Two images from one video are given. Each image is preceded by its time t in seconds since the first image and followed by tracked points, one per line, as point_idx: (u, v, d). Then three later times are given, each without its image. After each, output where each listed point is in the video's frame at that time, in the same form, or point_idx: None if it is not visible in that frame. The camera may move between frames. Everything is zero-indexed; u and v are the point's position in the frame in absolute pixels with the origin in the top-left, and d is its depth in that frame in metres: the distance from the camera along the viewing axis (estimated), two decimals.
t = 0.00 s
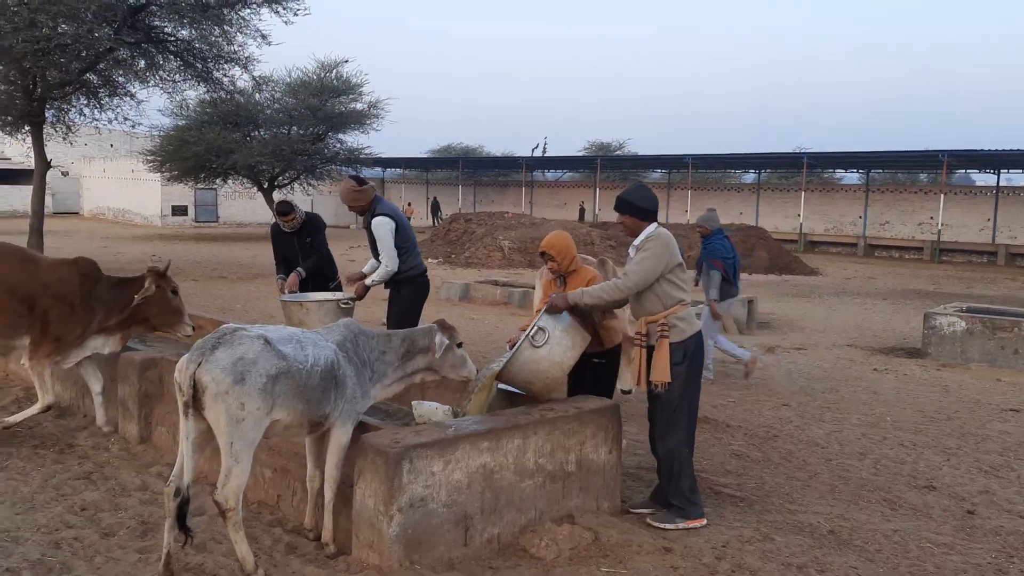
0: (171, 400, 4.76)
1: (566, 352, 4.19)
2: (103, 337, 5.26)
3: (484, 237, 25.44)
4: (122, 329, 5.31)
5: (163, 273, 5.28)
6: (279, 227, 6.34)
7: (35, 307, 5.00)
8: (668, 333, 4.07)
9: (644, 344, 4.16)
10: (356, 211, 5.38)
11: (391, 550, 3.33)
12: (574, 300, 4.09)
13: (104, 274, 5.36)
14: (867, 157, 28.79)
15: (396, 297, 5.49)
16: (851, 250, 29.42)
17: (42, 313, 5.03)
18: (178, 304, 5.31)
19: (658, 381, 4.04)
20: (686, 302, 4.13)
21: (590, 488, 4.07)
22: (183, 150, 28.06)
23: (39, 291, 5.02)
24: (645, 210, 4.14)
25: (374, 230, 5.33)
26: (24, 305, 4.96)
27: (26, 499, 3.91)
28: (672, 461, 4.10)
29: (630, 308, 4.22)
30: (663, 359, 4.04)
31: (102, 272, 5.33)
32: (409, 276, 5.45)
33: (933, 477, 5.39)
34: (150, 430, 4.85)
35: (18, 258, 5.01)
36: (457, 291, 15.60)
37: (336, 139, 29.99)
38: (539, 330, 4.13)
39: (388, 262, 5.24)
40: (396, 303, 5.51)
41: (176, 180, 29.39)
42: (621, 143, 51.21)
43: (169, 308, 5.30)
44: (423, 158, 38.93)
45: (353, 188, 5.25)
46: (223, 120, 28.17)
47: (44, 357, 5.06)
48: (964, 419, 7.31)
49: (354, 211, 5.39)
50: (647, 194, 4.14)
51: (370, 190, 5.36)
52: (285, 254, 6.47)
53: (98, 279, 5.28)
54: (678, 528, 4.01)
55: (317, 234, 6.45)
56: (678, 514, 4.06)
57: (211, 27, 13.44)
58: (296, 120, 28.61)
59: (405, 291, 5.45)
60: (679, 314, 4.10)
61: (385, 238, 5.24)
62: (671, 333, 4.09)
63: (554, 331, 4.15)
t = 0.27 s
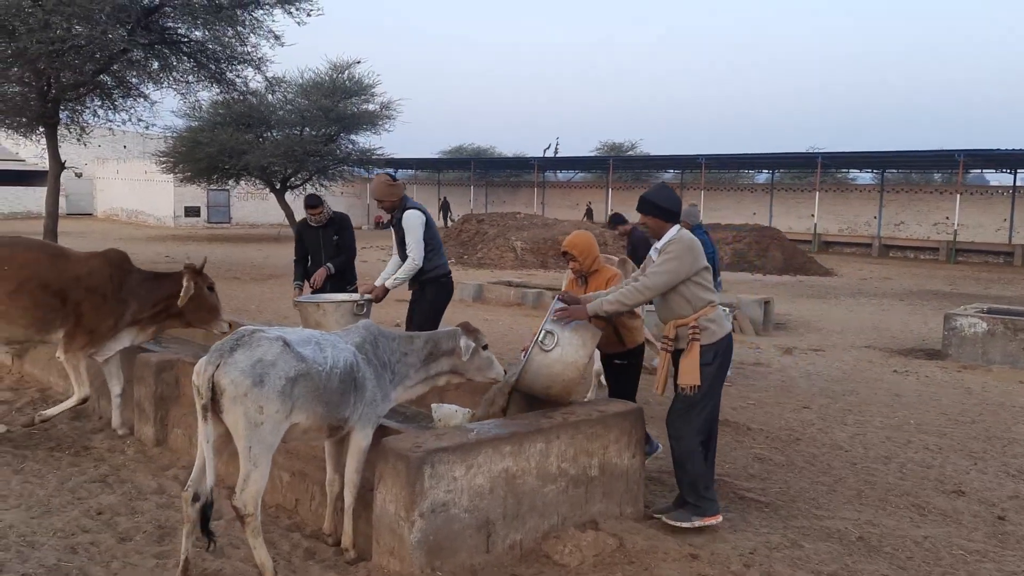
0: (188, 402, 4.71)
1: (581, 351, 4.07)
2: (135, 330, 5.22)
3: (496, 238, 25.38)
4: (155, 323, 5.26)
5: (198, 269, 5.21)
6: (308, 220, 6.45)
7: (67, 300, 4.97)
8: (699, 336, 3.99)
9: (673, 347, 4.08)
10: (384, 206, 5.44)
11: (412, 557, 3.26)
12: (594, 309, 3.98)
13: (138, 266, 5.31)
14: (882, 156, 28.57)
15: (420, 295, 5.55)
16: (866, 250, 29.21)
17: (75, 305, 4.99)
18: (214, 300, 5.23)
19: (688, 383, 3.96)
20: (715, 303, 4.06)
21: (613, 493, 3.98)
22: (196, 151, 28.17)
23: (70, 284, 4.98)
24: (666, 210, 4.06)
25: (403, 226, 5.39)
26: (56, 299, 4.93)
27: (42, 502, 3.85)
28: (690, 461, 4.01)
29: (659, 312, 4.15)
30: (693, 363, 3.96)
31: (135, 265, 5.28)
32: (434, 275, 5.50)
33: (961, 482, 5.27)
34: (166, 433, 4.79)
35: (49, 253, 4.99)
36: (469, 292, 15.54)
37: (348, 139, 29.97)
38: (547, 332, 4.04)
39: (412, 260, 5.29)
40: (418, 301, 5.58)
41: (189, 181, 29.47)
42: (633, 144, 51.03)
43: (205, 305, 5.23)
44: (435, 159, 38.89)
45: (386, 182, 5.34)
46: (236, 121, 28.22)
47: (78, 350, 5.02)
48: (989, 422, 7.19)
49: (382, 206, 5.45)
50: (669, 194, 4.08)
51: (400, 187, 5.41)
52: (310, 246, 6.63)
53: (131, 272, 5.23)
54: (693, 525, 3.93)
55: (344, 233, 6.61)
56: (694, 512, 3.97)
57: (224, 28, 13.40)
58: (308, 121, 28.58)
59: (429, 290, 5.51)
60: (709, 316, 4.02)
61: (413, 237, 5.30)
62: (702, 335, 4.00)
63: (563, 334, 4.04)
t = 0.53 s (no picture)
0: (196, 406, 4.60)
1: (582, 352, 3.94)
2: (163, 326, 5.19)
3: (504, 237, 25.23)
4: (185, 316, 5.25)
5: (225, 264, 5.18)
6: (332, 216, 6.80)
7: (93, 301, 4.86)
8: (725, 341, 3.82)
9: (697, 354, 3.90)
10: (408, 201, 5.71)
11: (428, 570, 3.13)
12: (625, 333, 3.82)
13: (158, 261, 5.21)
14: (893, 154, 28.28)
15: (436, 292, 5.83)
16: (877, 249, 28.93)
17: (100, 305, 4.89)
18: (247, 293, 5.23)
19: (711, 391, 3.79)
20: (739, 305, 3.89)
21: (632, 501, 3.85)
22: (204, 150, 28.11)
23: (93, 285, 4.87)
24: (681, 211, 3.83)
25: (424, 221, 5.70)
26: (81, 299, 4.81)
27: (47, 510, 3.75)
28: (698, 462, 3.77)
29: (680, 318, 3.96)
30: (716, 369, 3.79)
31: (156, 261, 5.20)
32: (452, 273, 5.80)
33: (989, 488, 5.13)
34: (174, 437, 4.69)
35: (69, 255, 4.86)
36: (479, 292, 15.41)
37: (356, 138, 29.85)
38: (545, 341, 3.92)
39: (432, 253, 5.57)
40: (434, 297, 5.87)
41: (197, 180, 29.43)
42: (642, 143, 50.81)
43: (238, 298, 5.23)
44: (443, 158, 38.77)
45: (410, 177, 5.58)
46: (244, 120, 28.14)
47: (111, 350, 4.92)
48: (1013, 425, 7.03)
49: (406, 201, 5.71)
50: (683, 194, 3.85)
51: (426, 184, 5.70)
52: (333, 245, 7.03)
53: (154, 269, 5.16)
54: (656, 532, 3.70)
55: (364, 234, 6.98)
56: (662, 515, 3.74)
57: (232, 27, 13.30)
58: (316, 119, 28.50)
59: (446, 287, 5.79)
60: (734, 319, 3.85)
61: (434, 232, 5.61)
62: (727, 339, 3.83)
63: (563, 342, 3.92)
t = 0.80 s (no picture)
0: (205, 413, 4.50)
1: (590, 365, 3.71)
2: (184, 329, 5.07)
3: (512, 238, 25.11)
4: (206, 319, 5.15)
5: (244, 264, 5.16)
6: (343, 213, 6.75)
7: (113, 305, 4.77)
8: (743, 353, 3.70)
9: (714, 367, 3.78)
10: (417, 199, 5.61)
11: None
12: (632, 351, 3.65)
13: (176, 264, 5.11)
14: (904, 154, 28.07)
15: (445, 293, 5.74)
16: (887, 250, 28.72)
17: (119, 310, 4.79)
18: (270, 293, 5.21)
19: (733, 406, 3.65)
20: (756, 315, 3.78)
21: (654, 513, 3.73)
22: (212, 151, 28.08)
23: (112, 289, 4.77)
24: (692, 222, 3.69)
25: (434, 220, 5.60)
26: (101, 304, 4.73)
27: (53, 522, 3.66)
28: (720, 479, 3.67)
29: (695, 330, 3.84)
30: (736, 382, 3.66)
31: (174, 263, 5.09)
32: (462, 274, 5.70)
33: (1018, 498, 5.00)
34: (183, 446, 4.59)
35: (87, 261, 4.76)
36: (488, 294, 15.30)
37: (364, 139, 29.77)
38: (550, 356, 3.71)
39: (443, 252, 5.48)
40: (443, 298, 5.77)
41: (204, 181, 29.38)
42: (650, 143, 50.63)
43: (261, 298, 5.19)
44: (450, 159, 38.67)
45: (422, 175, 5.50)
46: (252, 121, 28.09)
47: (132, 354, 4.80)
48: None
49: (415, 199, 5.62)
50: (692, 203, 3.71)
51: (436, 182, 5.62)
52: (343, 244, 6.97)
53: (174, 270, 5.05)
54: (676, 547, 3.60)
55: (375, 235, 6.90)
56: (682, 530, 3.65)
57: (240, 27, 13.22)
58: (324, 120, 28.43)
59: (455, 288, 5.70)
60: (752, 329, 3.74)
61: (445, 230, 5.51)
62: (746, 351, 3.72)
63: (568, 355, 3.71)
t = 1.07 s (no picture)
0: (217, 416, 4.40)
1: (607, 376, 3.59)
2: (198, 328, 4.97)
3: (517, 238, 24.99)
4: (220, 317, 5.02)
5: (258, 258, 5.03)
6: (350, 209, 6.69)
7: (127, 306, 4.67)
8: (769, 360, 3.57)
9: (739, 375, 3.65)
10: (426, 197, 5.49)
11: None
12: (627, 361, 3.53)
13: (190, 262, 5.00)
14: (911, 155, 27.91)
15: (454, 294, 5.63)
16: (892, 251, 28.57)
17: (133, 310, 4.70)
18: (282, 286, 5.05)
19: (761, 414, 3.52)
20: (779, 318, 3.65)
21: (681, 520, 3.63)
22: (216, 151, 27.98)
23: (126, 289, 4.67)
24: (703, 234, 3.54)
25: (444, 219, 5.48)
26: (115, 306, 4.65)
27: (63, 529, 3.56)
28: (747, 485, 3.54)
29: (717, 339, 3.71)
30: (762, 390, 3.53)
31: (190, 261, 4.97)
32: (471, 273, 5.58)
33: None
34: (194, 450, 4.49)
35: (101, 260, 4.68)
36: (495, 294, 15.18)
37: (368, 139, 29.66)
38: (569, 362, 3.59)
39: (453, 252, 5.36)
40: (452, 299, 5.65)
41: (208, 181, 29.29)
42: (654, 143, 50.49)
43: (274, 292, 5.04)
44: (454, 159, 38.55)
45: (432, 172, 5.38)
46: (256, 121, 27.97)
47: (145, 356, 4.70)
48: None
49: (424, 197, 5.50)
50: (703, 215, 3.56)
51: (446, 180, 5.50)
52: (347, 238, 6.89)
53: (189, 269, 4.93)
54: (705, 555, 3.49)
55: (380, 233, 6.82)
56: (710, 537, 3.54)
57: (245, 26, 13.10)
58: (328, 120, 28.31)
59: (465, 289, 5.58)
60: (776, 334, 3.61)
61: (456, 229, 5.40)
62: (772, 357, 3.59)
63: (586, 360, 3.60)
